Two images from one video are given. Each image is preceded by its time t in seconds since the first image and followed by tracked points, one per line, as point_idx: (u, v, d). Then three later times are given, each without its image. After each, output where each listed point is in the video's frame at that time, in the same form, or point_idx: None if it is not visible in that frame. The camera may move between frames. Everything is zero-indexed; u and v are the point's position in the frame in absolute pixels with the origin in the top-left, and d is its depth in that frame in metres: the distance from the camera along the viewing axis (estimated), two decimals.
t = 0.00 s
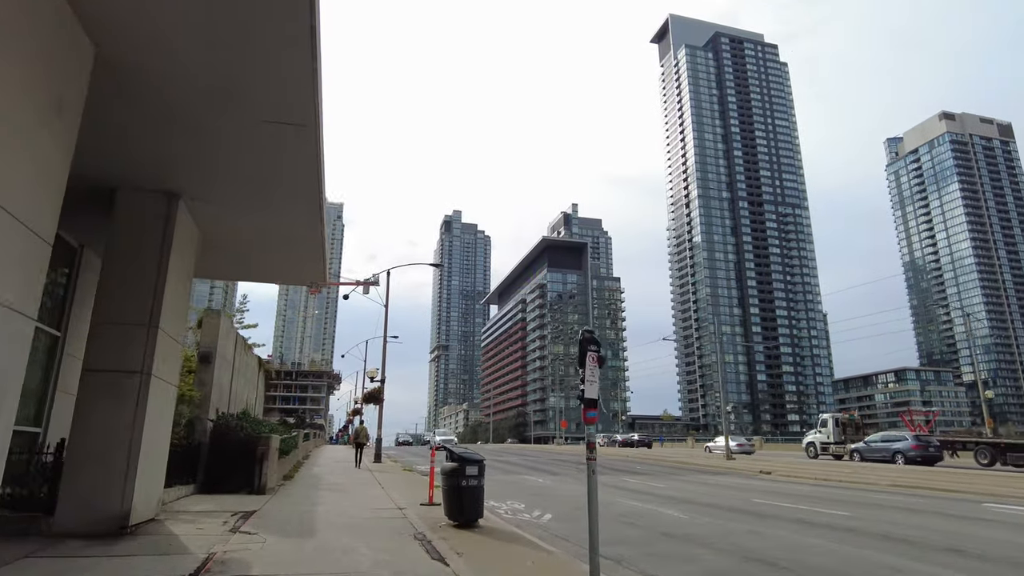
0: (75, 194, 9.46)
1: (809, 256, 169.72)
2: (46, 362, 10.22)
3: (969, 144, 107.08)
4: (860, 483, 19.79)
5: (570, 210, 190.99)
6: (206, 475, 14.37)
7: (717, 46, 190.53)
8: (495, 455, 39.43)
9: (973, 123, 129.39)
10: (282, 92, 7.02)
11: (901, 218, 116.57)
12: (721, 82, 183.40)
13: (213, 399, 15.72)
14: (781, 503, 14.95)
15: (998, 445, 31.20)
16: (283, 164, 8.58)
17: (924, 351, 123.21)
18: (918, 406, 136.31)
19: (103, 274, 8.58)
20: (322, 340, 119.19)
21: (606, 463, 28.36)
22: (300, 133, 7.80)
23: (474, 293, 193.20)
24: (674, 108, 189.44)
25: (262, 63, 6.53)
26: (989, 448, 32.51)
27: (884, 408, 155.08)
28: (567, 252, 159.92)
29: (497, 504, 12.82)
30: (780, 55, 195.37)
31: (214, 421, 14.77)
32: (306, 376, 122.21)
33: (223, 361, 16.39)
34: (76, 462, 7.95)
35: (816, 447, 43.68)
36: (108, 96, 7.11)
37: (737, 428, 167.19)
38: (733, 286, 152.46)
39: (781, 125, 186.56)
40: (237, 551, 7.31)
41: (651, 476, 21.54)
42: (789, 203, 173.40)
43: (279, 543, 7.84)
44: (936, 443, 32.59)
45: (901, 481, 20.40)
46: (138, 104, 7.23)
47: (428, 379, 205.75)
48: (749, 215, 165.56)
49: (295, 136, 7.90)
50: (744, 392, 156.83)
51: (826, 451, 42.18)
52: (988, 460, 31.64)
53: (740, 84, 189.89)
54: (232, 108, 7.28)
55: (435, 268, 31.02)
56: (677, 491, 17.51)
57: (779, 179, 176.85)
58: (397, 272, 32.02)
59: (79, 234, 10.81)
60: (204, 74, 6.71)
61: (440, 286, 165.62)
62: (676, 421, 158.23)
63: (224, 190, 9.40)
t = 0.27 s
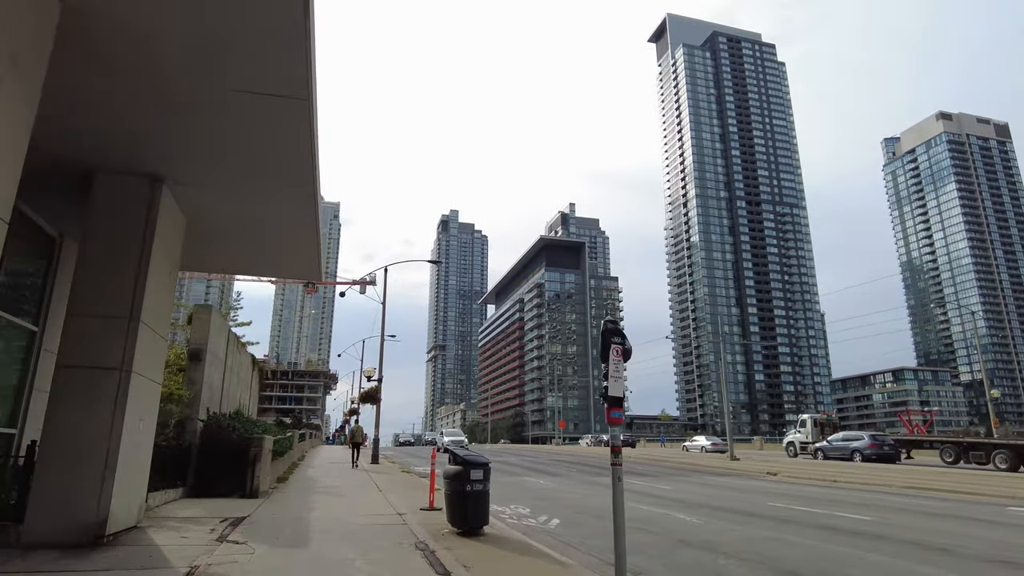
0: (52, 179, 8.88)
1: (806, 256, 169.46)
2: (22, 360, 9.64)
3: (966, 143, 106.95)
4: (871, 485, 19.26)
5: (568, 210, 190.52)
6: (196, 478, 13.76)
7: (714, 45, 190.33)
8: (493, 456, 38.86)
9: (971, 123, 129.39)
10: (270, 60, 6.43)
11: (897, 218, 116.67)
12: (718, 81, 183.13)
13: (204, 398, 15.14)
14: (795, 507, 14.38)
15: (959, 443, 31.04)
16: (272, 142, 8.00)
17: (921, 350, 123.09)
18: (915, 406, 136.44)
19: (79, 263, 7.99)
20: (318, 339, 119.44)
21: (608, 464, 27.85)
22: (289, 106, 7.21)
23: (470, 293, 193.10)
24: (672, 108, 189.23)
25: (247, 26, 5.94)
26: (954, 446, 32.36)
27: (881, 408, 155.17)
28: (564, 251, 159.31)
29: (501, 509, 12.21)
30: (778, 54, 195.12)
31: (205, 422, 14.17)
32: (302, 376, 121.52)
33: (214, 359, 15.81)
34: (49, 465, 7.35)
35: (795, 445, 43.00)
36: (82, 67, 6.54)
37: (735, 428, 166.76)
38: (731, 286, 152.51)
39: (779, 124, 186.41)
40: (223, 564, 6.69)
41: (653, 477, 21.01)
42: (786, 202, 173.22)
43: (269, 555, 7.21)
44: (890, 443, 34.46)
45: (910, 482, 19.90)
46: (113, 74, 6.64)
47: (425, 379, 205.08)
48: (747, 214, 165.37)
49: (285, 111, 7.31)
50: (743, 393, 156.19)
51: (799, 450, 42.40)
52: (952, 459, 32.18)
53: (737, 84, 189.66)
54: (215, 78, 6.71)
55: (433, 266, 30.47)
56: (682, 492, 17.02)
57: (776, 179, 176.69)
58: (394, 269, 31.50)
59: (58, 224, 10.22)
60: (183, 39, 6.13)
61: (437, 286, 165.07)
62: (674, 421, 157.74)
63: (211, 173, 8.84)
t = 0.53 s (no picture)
0: (31, 161, 8.38)
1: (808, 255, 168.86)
2: None
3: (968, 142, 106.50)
4: (886, 486, 18.72)
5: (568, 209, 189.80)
6: (188, 479, 13.22)
7: (715, 44, 189.84)
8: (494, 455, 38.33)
9: (973, 122, 128.91)
10: (257, 26, 5.91)
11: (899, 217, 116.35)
12: (720, 80, 182.60)
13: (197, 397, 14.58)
14: (811, 510, 13.84)
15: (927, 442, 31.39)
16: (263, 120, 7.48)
17: (924, 349, 122.55)
18: (917, 406, 136.51)
19: (58, 250, 7.50)
20: (319, 334, 117.82)
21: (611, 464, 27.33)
22: (280, 76, 6.68)
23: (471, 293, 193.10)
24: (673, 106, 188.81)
25: None
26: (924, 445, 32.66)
27: (883, 407, 154.90)
28: (565, 250, 158.79)
29: (506, 512, 11.66)
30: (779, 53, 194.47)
31: (198, 421, 13.65)
32: (302, 376, 120.93)
33: (209, 357, 15.28)
34: (22, 467, 6.82)
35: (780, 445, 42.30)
36: (54, 34, 6.02)
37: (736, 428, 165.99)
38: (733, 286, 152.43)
39: (780, 123, 185.76)
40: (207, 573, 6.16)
41: (659, 478, 20.53)
42: (788, 201, 172.69)
43: (258, 564, 6.69)
44: (851, 441, 36.68)
45: (925, 482, 19.38)
46: (88, 42, 6.12)
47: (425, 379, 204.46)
48: (748, 213, 164.93)
49: (275, 83, 6.78)
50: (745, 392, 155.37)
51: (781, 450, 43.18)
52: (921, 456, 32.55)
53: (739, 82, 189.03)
54: (198, 45, 6.18)
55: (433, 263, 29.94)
56: (689, 493, 16.56)
57: (777, 177, 176.20)
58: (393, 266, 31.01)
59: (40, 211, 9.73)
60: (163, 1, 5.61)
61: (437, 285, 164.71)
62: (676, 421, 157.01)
63: (199, 154, 8.33)
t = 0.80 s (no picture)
0: None
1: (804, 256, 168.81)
2: None
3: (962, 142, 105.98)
4: (894, 487, 18.26)
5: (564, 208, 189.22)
6: (172, 480, 12.59)
7: (712, 43, 189.73)
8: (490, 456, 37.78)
9: (969, 122, 129.14)
10: None
11: (895, 217, 116.03)
12: (716, 80, 182.60)
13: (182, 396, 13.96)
14: (824, 512, 13.31)
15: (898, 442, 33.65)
16: (241, 88, 6.91)
17: (919, 349, 122.57)
18: (913, 406, 137.58)
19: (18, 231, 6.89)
20: (314, 334, 114.76)
21: (611, 465, 26.81)
22: (256, 36, 6.07)
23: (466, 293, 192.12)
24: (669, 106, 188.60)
25: None
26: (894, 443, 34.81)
27: (879, 407, 155.53)
28: (561, 250, 158.30)
29: (505, 516, 11.08)
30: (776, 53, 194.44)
31: (182, 419, 13.03)
32: (296, 376, 120.06)
33: (194, 353, 14.65)
34: None
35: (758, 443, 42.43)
36: None
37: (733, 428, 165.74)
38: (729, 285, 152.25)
39: (777, 122, 185.72)
40: None
41: (660, 479, 20.02)
42: (784, 201, 172.61)
43: None
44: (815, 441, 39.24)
45: (933, 483, 18.95)
46: None
47: (421, 379, 203.53)
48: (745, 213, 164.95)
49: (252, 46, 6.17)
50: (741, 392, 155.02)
51: (758, 449, 45.14)
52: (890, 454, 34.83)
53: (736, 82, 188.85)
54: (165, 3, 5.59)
55: (428, 259, 29.30)
56: (693, 495, 16.04)
57: (774, 178, 176.19)
58: (387, 263, 30.28)
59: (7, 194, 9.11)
60: None
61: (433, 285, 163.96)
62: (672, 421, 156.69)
63: (174, 130, 7.72)
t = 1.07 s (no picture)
0: None
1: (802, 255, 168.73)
2: None
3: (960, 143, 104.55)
4: (906, 489, 17.79)
5: (562, 209, 188.30)
6: (158, 484, 11.92)
7: (710, 43, 189.53)
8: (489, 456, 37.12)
9: (966, 122, 129.28)
10: None
11: (893, 216, 115.77)
12: (714, 79, 182.47)
13: (170, 394, 13.29)
14: (839, 515, 12.83)
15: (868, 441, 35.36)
16: (224, 61, 6.30)
17: (915, 350, 122.66)
18: (910, 406, 137.39)
19: None
20: (311, 337, 112.34)
21: (613, 466, 26.33)
22: None
23: (464, 293, 193.42)
24: (667, 105, 188.46)
25: None
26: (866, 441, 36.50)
27: (876, 407, 155.54)
28: (558, 249, 157.92)
29: (509, 521, 10.50)
30: (773, 52, 194.35)
31: (170, 419, 12.43)
32: (293, 375, 119.97)
33: (182, 350, 14.02)
34: None
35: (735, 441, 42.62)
36: None
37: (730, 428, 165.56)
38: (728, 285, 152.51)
39: (774, 122, 185.99)
40: None
41: (666, 481, 19.46)
42: (782, 201, 172.82)
43: None
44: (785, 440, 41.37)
45: (945, 484, 18.47)
46: None
47: (418, 379, 202.79)
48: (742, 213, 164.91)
49: (236, 11, 5.57)
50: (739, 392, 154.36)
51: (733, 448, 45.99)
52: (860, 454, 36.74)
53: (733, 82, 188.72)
54: None
55: (425, 254, 28.56)
56: (703, 498, 15.48)
57: (772, 177, 176.26)
58: (382, 259, 29.49)
59: None
60: None
61: (430, 284, 163.72)
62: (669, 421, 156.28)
63: (156, 108, 7.19)
